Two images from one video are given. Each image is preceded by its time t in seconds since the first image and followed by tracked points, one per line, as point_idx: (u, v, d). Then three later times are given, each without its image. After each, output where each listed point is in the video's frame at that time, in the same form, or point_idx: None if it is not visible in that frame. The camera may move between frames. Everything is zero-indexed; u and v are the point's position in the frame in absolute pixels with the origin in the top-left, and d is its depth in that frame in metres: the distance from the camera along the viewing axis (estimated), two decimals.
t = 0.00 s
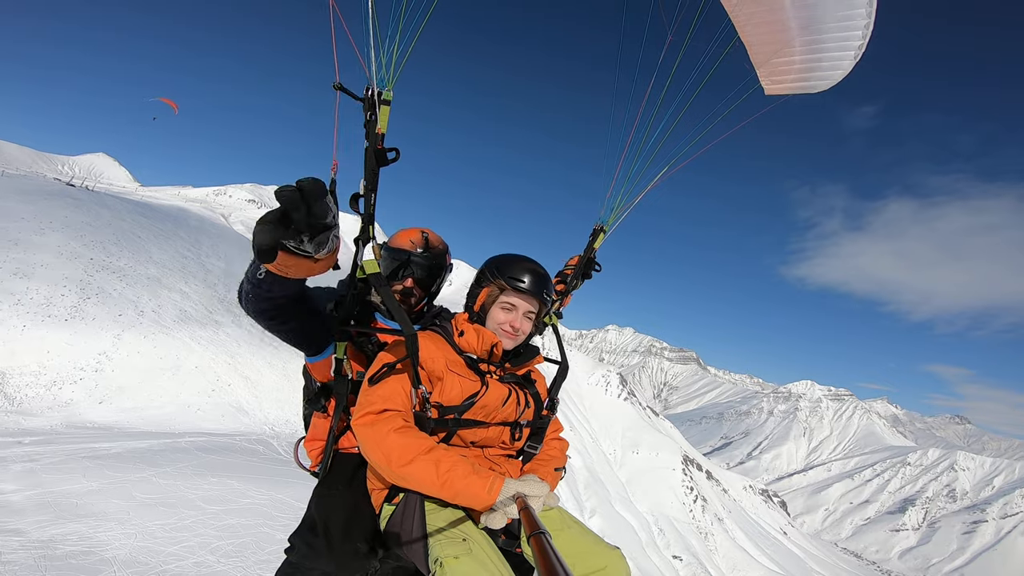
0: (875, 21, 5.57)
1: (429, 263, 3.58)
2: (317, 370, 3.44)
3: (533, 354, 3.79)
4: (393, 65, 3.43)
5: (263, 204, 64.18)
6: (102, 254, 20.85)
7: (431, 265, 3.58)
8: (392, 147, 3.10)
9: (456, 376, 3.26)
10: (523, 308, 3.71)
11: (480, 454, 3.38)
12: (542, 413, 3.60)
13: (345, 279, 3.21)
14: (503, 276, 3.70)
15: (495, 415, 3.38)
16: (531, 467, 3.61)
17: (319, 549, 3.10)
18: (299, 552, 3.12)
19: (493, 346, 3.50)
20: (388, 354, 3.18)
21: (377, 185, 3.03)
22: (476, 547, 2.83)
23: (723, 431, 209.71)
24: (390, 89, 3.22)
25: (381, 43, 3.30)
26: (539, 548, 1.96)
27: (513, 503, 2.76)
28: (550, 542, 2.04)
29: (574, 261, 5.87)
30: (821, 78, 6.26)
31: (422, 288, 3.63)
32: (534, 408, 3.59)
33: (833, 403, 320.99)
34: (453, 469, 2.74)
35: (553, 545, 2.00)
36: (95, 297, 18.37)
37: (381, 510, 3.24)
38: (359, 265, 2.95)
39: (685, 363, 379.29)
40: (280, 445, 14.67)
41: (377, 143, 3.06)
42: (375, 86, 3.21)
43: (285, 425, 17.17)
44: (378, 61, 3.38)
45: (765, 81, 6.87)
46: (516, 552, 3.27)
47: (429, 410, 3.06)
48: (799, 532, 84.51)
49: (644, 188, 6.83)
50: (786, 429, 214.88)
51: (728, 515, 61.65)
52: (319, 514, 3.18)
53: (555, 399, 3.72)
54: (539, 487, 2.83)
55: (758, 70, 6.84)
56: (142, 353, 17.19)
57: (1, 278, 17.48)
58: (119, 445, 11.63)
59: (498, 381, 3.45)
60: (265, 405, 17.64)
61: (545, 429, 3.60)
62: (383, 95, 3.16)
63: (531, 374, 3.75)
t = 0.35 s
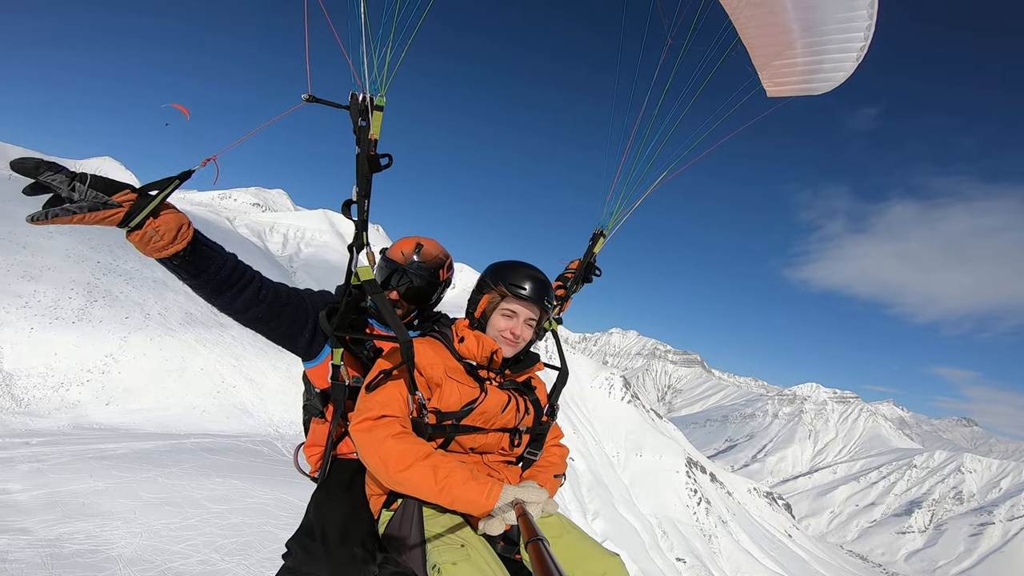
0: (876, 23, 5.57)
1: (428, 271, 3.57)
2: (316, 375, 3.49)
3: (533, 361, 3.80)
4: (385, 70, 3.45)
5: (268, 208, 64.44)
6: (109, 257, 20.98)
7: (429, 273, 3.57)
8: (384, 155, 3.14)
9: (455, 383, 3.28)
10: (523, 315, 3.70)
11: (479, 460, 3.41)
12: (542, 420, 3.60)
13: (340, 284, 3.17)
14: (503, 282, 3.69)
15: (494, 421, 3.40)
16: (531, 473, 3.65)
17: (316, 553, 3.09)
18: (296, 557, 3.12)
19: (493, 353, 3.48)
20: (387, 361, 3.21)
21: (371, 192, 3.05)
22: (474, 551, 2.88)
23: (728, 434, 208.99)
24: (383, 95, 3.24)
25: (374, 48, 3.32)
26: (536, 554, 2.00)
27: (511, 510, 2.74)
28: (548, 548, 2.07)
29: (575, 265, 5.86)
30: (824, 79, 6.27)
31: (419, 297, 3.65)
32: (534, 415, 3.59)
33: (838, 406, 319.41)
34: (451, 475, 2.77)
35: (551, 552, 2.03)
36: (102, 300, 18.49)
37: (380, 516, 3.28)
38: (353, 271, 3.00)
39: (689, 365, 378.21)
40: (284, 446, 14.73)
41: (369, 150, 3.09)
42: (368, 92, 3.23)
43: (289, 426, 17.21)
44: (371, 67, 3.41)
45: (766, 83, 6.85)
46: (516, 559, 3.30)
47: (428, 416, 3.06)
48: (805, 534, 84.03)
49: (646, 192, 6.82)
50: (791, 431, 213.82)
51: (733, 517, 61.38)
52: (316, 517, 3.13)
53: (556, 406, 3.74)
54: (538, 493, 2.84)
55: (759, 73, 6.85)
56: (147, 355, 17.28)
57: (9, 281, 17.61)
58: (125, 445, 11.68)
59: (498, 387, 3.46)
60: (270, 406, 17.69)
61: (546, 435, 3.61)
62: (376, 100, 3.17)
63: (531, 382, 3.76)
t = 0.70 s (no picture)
0: (877, 25, 5.57)
1: (442, 281, 3.54)
2: (330, 383, 3.42)
3: (544, 369, 3.82)
4: (398, 76, 3.43)
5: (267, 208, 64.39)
6: (108, 257, 20.98)
7: (443, 284, 3.54)
8: (396, 163, 3.14)
9: (467, 390, 3.26)
10: (534, 324, 3.71)
11: (491, 468, 3.40)
12: (554, 427, 3.59)
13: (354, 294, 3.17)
14: (514, 291, 3.70)
15: (506, 429, 3.38)
16: (542, 481, 3.66)
17: (325, 559, 3.05)
18: (307, 563, 3.05)
19: (504, 362, 3.50)
20: (399, 369, 3.21)
21: (383, 201, 3.06)
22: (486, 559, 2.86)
23: (726, 434, 209.23)
24: (395, 103, 3.23)
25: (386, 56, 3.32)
26: (548, 561, 1.99)
27: (523, 517, 2.74)
28: (560, 556, 2.05)
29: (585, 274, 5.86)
30: (826, 83, 6.29)
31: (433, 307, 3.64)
32: (546, 422, 3.59)
33: (837, 406, 319.50)
34: (463, 482, 2.77)
35: (562, 558, 2.02)
36: (102, 300, 18.48)
37: (393, 523, 3.26)
38: (366, 279, 3.00)
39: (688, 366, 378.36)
40: (283, 445, 14.75)
41: (382, 158, 3.08)
42: (380, 99, 3.22)
43: (288, 425, 17.20)
44: (384, 74, 3.41)
45: (768, 86, 6.87)
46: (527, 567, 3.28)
47: (440, 424, 3.06)
48: (803, 535, 83.97)
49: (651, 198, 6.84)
50: (790, 432, 213.90)
51: (731, 518, 61.32)
52: (328, 524, 3.15)
53: (568, 413, 3.72)
54: (550, 500, 2.85)
55: (761, 76, 6.88)
56: (147, 354, 17.28)
57: (9, 280, 17.61)
58: (124, 444, 11.67)
59: (510, 396, 3.44)
60: (269, 406, 17.69)
61: (557, 442, 3.60)
62: (388, 108, 3.17)
63: (542, 390, 3.78)
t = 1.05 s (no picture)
0: (876, 26, 5.58)
1: (448, 283, 3.55)
2: (336, 383, 3.43)
3: (548, 369, 3.81)
4: (404, 77, 3.41)
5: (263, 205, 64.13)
6: (104, 253, 20.90)
7: (449, 285, 3.55)
8: (403, 164, 3.14)
9: (471, 391, 3.27)
10: (538, 324, 3.73)
11: (494, 468, 3.42)
12: (558, 429, 3.58)
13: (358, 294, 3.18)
14: (518, 292, 3.73)
15: (510, 430, 3.39)
16: (545, 482, 3.67)
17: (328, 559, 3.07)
18: (310, 563, 3.03)
19: (507, 362, 3.52)
20: (403, 369, 3.22)
21: (388, 201, 3.06)
22: (487, 560, 2.86)
23: (721, 432, 210.21)
24: (401, 104, 3.21)
25: (391, 56, 3.31)
26: (550, 562, 2.00)
27: (526, 518, 2.71)
28: (562, 556, 2.06)
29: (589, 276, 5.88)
30: (824, 82, 6.31)
31: (441, 308, 3.65)
32: (550, 423, 3.59)
33: (830, 404, 321.05)
34: (466, 483, 2.78)
35: (564, 559, 2.02)
36: (97, 295, 18.41)
37: (396, 523, 3.29)
38: (372, 280, 3.00)
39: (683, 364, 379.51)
40: (278, 440, 14.73)
41: (388, 158, 3.07)
42: (386, 99, 3.21)
43: (284, 420, 17.18)
44: (390, 74, 3.40)
45: (766, 85, 6.90)
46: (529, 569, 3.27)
47: (443, 424, 3.08)
48: (796, 532, 84.48)
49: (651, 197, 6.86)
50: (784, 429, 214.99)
51: (724, 514, 61.67)
52: (331, 525, 3.17)
53: (571, 414, 3.75)
54: (553, 501, 2.81)
55: (759, 75, 6.89)
56: (142, 350, 17.22)
57: (4, 276, 17.51)
58: (120, 439, 11.64)
59: (513, 396, 3.46)
60: (265, 401, 17.65)
61: (560, 444, 3.59)
62: (395, 109, 3.15)
63: (547, 390, 3.79)
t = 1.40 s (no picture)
0: (870, 26, 5.62)
1: (449, 273, 3.54)
2: (331, 374, 3.36)
3: (543, 361, 3.82)
4: (406, 70, 3.37)
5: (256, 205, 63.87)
6: (97, 253, 20.77)
7: (450, 275, 3.55)
8: (403, 154, 3.09)
9: (466, 381, 3.30)
10: (533, 315, 3.74)
11: (488, 460, 3.42)
12: (551, 421, 3.62)
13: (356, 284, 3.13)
14: (514, 282, 3.73)
15: (505, 421, 3.41)
16: (540, 473, 3.68)
17: (323, 550, 3.04)
18: (304, 554, 3.03)
19: (503, 353, 3.52)
20: (399, 359, 3.22)
21: (389, 191, 3.01)
22: (481, 549, 2.87)
23: (716, 431, 210.96)
24: (402, 95, 3.17)
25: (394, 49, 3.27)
26: (544, 554, 2.00)
27: (521, 510, 2.71)
28: (556, 547, 2.07)
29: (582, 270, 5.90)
30: (819, 82, 6.36)
31: (440, 297, 3.65)
32: (543, 415, 3.59)
33: (824, 403, 322.59)
34: (462, 473, 2.79)
35: (558, 551, 2.03)
36: (91, 296, 18.29)
37: (390, 515, 3.27)
38: (370, 270, 2.94)
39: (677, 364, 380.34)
40: (273, 440, 14.67)
41: (389, 149, 3.03)
42: (387, 91, 3.16)
43: (278, 420, 17.13)
44: (390, 66, 3.35)
45: (761, 85, 6.94)
46: (522, 559, 3.29)
47: (439, 415, 3.12)
48: (790, 530, 84.89)
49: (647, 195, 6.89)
50: (778, 428, 215.89)
51: (719, 513, 61.90)
52: (325, 516, 3.14)
53: (565, 406, 3.77)
54: (547, 493, 2.82)
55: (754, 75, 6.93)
56: (136, 350, 17.13)
57: None
58: (114, 440, 11.57)
59: (508, 387, 3.47)
60: (259, 401, 17.60)
61: (553, 436, 3.63)
62: (395, 100, 3.11)
63: (541, 382, 3.80)
